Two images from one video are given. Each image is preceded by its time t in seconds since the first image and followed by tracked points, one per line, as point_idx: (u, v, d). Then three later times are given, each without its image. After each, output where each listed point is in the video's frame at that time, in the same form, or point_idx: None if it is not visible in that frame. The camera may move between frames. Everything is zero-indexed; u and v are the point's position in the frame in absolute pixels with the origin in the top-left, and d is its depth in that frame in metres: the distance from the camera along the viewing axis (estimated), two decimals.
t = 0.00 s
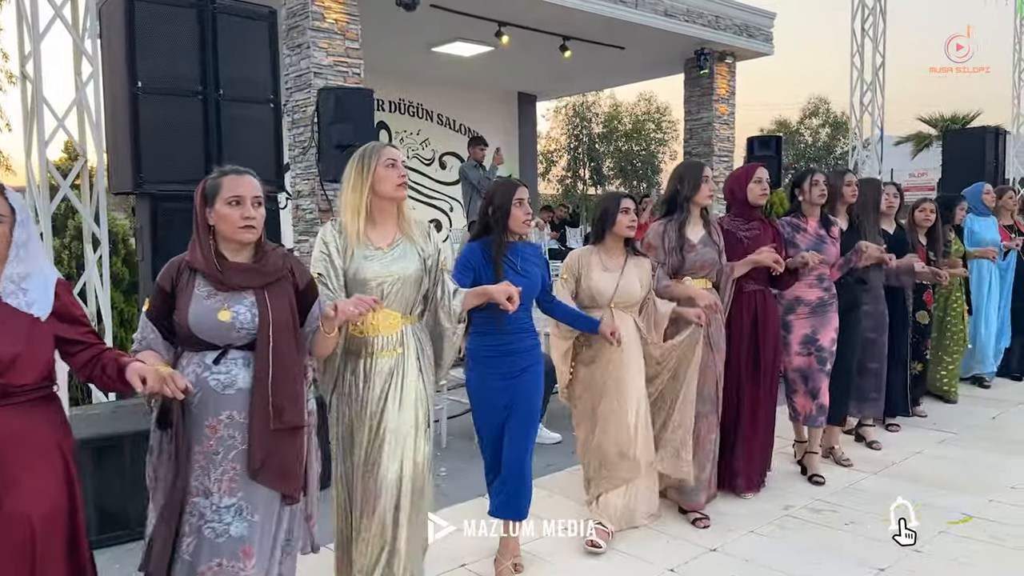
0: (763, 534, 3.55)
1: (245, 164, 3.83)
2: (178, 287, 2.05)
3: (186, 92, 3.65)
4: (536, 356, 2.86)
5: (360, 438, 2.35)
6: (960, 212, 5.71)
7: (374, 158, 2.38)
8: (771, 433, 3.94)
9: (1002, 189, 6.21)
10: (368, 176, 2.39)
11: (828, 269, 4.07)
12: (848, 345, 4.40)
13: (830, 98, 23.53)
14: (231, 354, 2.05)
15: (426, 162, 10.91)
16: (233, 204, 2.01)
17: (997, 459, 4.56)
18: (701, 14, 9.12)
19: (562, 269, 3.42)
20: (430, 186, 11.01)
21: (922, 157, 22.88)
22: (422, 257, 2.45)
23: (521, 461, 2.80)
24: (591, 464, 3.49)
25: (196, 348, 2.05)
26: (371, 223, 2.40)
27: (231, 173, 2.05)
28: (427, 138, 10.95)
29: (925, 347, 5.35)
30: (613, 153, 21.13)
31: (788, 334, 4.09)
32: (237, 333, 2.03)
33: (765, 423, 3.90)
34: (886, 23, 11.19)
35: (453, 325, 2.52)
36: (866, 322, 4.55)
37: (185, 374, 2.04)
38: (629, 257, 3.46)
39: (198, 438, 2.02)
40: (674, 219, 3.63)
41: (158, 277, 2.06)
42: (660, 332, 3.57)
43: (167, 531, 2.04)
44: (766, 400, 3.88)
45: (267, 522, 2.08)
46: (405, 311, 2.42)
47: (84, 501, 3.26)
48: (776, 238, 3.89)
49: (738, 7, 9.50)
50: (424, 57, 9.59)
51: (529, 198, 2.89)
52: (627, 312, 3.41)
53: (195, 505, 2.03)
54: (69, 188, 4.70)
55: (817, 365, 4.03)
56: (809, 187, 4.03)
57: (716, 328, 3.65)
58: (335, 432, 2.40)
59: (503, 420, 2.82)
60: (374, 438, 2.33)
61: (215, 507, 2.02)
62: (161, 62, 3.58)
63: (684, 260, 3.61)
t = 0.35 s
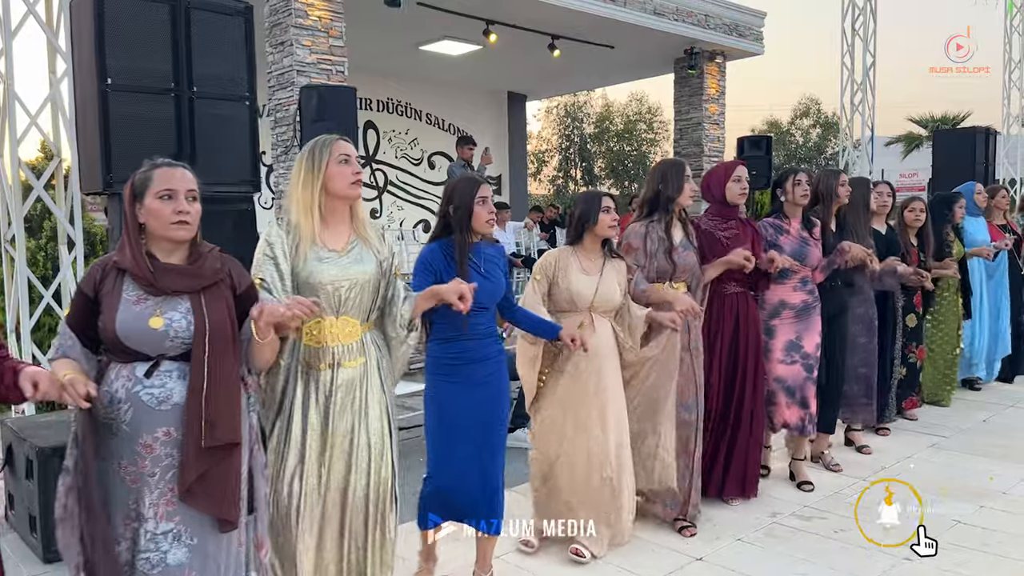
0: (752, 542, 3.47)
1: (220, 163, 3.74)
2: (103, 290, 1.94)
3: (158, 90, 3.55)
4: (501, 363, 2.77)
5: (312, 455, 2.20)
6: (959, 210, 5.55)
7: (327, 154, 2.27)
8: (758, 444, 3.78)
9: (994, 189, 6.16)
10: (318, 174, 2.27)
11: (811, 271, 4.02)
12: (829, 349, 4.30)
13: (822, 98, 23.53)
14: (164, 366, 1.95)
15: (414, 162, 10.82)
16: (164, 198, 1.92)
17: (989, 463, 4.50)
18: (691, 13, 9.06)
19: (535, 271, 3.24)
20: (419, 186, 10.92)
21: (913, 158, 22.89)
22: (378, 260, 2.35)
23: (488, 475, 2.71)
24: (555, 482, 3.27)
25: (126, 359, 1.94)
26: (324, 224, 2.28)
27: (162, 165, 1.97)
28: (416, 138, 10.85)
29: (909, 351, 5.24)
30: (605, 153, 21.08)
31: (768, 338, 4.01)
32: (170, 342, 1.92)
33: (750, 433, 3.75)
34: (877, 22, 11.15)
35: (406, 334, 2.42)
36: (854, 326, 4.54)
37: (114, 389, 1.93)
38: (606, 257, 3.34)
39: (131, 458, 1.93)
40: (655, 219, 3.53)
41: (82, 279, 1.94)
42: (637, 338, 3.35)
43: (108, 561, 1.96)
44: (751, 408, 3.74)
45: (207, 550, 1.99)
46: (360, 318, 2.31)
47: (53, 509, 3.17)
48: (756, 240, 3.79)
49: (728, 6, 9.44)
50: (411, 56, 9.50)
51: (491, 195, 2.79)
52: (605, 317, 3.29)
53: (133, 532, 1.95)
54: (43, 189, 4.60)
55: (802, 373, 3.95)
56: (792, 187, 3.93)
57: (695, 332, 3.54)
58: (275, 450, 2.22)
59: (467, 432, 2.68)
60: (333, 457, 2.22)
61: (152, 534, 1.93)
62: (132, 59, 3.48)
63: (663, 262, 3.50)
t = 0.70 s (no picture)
0: (736, 551, 3.38)
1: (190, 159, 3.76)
2: None
3: (124, 86, 3.57)
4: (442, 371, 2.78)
5: (253, 478, 2.13)
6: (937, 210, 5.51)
7: (259, 150, 2.21)
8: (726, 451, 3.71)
9: (970, 190, 6.13)
10: (250, 171, 2.21)
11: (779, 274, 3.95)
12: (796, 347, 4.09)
13: (809, 99, 23.57)
14: (66, 377, 1.89)
15: (399, 161, 10.71)
16: (60, 197, 1.87)
17: (976, 467, 4.43)
18: (677, 12, 8.98)
19: (495, 274, 3.10)
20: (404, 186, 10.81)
21: (899, 158, 22.97)
22: (317, 263, 2.31)
23: (434, 489, 2.68)
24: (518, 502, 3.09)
25: (22, 371, 1.86)
26: (257, 223, 2.22)
27: (55, 163, 1.91)
28: (401, 137, 10.74)
29: (894, 355, 5.17)
30: (594, 153, 21.03)
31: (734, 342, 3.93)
32: (72, 352, 1.87)
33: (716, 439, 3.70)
34: (864, 22, 11.12)
35: (327, 341, 2.38)
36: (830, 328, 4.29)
37: (10, 405, 1.85)
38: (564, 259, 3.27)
39: (36, 477, 1.86)
40: (613, 220, 3.43)
41: None
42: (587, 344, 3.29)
43: None
44: (716, 413, 3.70)
45: (135, 567, 1.96)
46: (299, 327, 2.27)
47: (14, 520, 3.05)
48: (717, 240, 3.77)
49: (715, 5, 9.38)
50: (395, 54, 9.39)
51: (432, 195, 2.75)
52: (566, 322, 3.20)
53: (48, 555, 1.88)
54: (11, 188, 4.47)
55: (774, 378, 3.87)
56: (759, 187, 3.85)
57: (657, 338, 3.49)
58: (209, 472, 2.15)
59: (410, 443, 2.64)
60: (279, 472, 2.17)
61: (74, 555, 1.89)
62: (98, 55, 3.49)
63: (624, 264, 3.39)
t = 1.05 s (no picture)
0: (721, 557, 3.32)
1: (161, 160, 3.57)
2: None
3: (92, 83, 3.37)
4: (390, 376, 2.83)
5: (193, 495, 2.12)
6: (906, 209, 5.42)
7: (190, 149, 2.20)
8: (689, 455, 3.68)
9: (945, 190, 6.05)
10: (181, 171, 2.20)
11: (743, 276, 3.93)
12: (771, 351, 4.03)
13: (797, 99, 23.62)
14: None
15: (386, 161, 10.62)
16: None
17: (963, 469, 4.39)
18: (663, 11, 8.93)
19: (448, 278, 3.08)
20: (390, 187, 10.71)
21: (886, 159, 23.03)
22: (257, 268, 2.30)
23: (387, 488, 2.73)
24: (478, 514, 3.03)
25: None
26: (190, 224, 2.23)
27: None
28: (386, 136, 10.65)
29: (882, 354, 5.15)
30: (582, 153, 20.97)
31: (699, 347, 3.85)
32: None
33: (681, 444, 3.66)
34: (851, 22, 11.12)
35: (273, 348, 2.42)
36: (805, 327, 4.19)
37: None
38: (519, 261, 3.23)
39: None
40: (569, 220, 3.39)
41: None
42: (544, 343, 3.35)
43: None
44: (682, 418, 3.67)
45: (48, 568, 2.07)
46: (236, 333, 2.27)
47: None
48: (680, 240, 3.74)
49: (702, 5, 9.34)
50: (380, 53, 9.30)
51: (375, 195, 2.83)
52: (523, 325, 3.17)
53: None
54: None
55: (744, 380, 3.82)
56: (731, 186, 3.81)
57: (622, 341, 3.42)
58: (143, 499, 2.10)
59: (360, 449, 2.67)
60: (216, 488, 2.15)
61: None
62: (63, 49, 3.29)
63: (584, 265, 3.37)
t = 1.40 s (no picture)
0: (700, 560, 3.27)
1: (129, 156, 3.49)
2: None
3: (58, 77, 3.29)
4: (355, 376, 2.78)
5: (148, 501, 2.07)
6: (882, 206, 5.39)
7: (132, 140, 2.13)
8: (659, 455, 3.63)
9: (924, 188, 6.03)
10: (123, 163, 2.13)
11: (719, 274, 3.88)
12: (749, 351, 3.97)
13: (782, 100, 23.67)
14: None
15: (369, 160, 10.53)
16: None
17: (946, 469, 4.36)
18: (647, 10, 8.89)
19: (411, 277, 3.04)
20: (374, 186, 10.62)
21: (870, 160, 23.13)
22: (208, 262, 2.24)
23: (352, 490, 2.72)
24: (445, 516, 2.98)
25: None
26: (138, 217, 2.17)
27: None
28: (370, 135, 10.56)
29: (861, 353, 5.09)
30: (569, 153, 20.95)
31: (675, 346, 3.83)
32: None
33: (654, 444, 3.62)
34: (836, 22, 11.12)
35: (230, 349, 2.32)
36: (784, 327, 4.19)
37: None
38: (484, 259, 3.20)
39: None
40: (532, 217, 3.36)
41: None
42: (517, 342, 3.24)
43: None
44: (657, 419, 3.62)
45: None
46: (189, 330, 2.20)
47: None
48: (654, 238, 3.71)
49: (687, 3, 9.31)
50: (362, 51, 9.21)
51: (336, 189, 2.77)
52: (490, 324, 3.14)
53: None
54: None
55: (721, 380, 3.78)
56: (712, 187, 3.78)
57: (592, 341, 3.38)
58: (99, 506, 2.05)
59: (324, 451, 2.63)
60: (172, 492, 2.10)
61: None
62: (27, 43, 3.21)
63: (552, 263, 3.34)
